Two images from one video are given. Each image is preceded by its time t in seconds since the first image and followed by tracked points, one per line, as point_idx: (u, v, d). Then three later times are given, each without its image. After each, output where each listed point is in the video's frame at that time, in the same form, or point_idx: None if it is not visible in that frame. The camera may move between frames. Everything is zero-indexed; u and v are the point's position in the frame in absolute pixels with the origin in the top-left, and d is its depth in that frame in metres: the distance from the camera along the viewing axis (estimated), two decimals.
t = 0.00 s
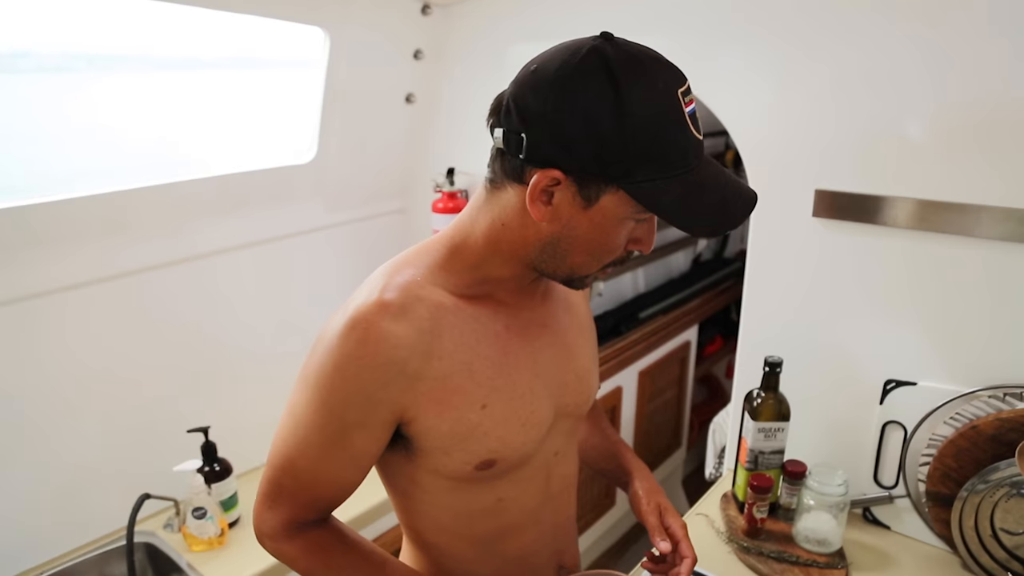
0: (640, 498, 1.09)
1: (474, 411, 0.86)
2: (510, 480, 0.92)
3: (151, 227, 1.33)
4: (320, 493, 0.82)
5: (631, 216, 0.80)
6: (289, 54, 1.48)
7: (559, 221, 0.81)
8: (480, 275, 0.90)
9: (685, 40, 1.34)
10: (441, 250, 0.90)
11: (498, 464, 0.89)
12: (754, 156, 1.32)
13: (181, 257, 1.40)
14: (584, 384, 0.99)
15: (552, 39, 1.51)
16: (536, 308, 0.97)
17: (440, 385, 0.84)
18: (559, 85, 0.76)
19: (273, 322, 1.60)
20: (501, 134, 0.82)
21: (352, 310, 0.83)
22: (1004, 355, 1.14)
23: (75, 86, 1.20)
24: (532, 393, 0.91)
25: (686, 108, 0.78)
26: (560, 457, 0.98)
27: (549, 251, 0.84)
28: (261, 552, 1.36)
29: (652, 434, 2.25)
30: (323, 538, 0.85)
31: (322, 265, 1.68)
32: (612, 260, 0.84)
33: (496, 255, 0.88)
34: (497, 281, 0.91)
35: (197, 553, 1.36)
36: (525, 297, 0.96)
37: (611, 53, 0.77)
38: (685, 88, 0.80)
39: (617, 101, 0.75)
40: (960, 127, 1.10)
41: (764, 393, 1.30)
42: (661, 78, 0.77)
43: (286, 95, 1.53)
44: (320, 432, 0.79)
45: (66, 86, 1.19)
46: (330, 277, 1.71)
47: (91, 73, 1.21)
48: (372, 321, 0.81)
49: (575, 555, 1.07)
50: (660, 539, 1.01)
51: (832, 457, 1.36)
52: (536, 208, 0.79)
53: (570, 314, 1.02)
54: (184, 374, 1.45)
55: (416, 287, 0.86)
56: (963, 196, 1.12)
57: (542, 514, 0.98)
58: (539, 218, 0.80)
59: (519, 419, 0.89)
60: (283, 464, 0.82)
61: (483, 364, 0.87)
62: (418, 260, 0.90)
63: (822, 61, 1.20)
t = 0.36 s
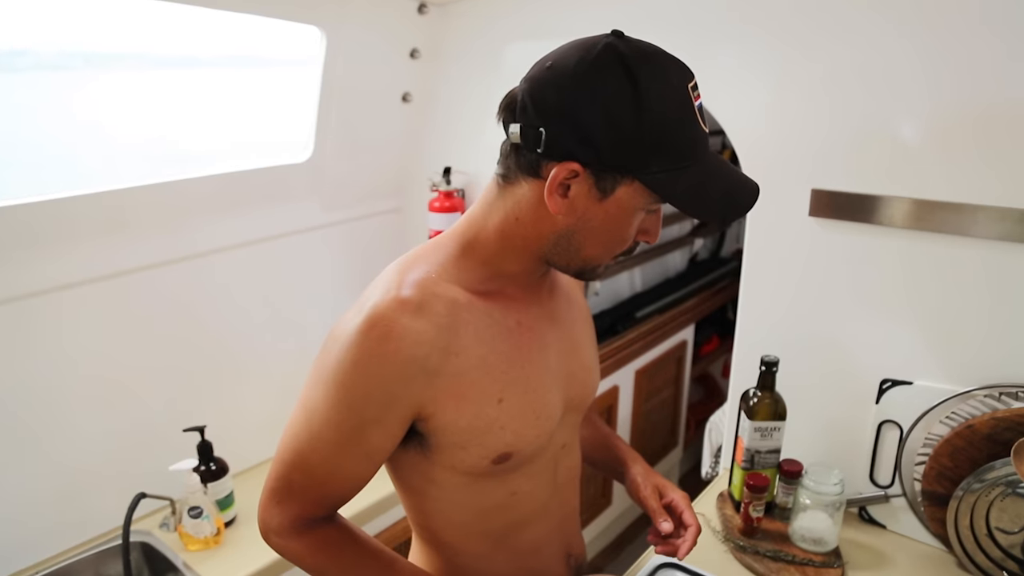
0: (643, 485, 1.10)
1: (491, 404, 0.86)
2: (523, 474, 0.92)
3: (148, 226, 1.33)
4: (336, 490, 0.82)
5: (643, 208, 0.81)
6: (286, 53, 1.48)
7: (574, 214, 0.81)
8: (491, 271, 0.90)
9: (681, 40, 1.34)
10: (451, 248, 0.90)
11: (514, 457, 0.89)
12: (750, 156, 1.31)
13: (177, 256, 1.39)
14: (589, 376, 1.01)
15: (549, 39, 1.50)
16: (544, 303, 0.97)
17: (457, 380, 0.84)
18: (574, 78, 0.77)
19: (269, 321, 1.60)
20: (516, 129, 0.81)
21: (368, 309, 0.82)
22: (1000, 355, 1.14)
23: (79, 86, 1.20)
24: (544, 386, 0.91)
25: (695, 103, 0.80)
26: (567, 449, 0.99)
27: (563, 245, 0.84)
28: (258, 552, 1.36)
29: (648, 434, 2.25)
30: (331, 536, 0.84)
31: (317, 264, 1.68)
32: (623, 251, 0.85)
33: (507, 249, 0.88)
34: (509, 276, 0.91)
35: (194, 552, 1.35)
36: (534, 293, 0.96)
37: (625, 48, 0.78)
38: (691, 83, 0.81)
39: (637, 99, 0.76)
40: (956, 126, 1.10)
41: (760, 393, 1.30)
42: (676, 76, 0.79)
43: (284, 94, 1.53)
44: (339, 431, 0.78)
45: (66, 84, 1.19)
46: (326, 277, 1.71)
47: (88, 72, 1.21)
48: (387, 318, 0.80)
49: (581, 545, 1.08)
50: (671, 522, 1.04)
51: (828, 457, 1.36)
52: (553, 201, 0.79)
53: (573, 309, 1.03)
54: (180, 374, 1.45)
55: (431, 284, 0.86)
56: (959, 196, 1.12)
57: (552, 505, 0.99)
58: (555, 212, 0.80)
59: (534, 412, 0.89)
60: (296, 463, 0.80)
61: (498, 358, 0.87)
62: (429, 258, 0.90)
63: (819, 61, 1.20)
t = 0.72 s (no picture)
0: (643, 493, 1.10)
1: (491, 399, 0.86)
2: (520, 471, 0.93)
3: (147, 225, 1.33)
4: (337, 483, 0.81)
5: (581, 147, 0.76)
6: (285, 52, 1.48)
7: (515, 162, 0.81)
8: (494, 264, 0.91)
9: (680, 39, 1.33)
10: (455, 240, 0.91)
11: (511, 452, 0.89)
12: (749, 154, 1.31)
13: (175, 253, 1.39)
14: (588, 375, 1.01)
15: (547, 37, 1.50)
16: (545, 299, 0.97)
17: (459, 373, 0.84)
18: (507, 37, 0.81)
19: (267, 320, 1.60)
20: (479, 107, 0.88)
21: (372, 296, 0.82)
22: (999, 353, 1.14)
23: (78, 85, 1.20)
24: (542, 382, 0.92)
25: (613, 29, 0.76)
26: (563, 447, 0.99)
27: (517, 202, 0.82)
28: (257, 550, 1.35)
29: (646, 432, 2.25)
30: (333, 530, 0.83)
31: (317, 262, 1.68)
32: (576, 208, 0.79)
33: (508, 241, 0.89)
34: (510, 269, 0.92)
35: (193, 550, 1.35)
36: (535, 287, 0.97)
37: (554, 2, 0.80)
38: (620, 19, 0.78)
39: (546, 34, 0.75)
40: (955, 124, 1.10)
41: (759, 391, 1.30)
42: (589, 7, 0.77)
43: (283, 93, 1.52)
44: (344, 420, 0.78)
45: (66, 83, 1.19)
46: (325, 275, 1.71)
47: (86, 71, 1.21)
48: (392, 307, 0.80)
49: (576, 543, 1.08)
50: (665, 531, 1.04)
51: (827, 455, 1.36)
52: (497, 149, 0.81)
53: (574, 307, 1.03)
54: (178, 372, 1.45)
55: (435, 274, 0.86)
56: (957, 194, 1.12)
57: (546, 503, 0.99)
58: (501, 159, 0.81)
59: (532, 408, 0.90)
60: (297, 453, 0.80)
61: (500, 352, 0.88)
62: (434, 248, 0.90)
63: (817, 60, 1.20)
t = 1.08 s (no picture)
0: (619, 518, 1.08)
1: (462, 395, 0.85)
2: (498, 471, 0.92)
3: (147, 223, 1.33)
4: (318, 473, 0.82)
5: (502, 115, 0.79)
6: (284, 51, 1.47)
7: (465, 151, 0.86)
8: (475, 260, 0.90)
9: (681, 36, 1.33)
10: (441, 235, 0.91)
11: (484, 451, 0.88)
12: (749, 152, 1.31)
13: (176, 252, 1.39)
14: (580, 381, 0.99)
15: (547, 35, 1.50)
16: (533, 297, 0.96)
17: (432, 366, 0.84)
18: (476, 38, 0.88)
19: (268, 318, 1.61)
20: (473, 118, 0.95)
21: (350, 285, 0.83)
22: (999, 351, 1.14)
23: (78, 85, 1.20)
24: (521, 382, 0.90)
25: None
26: (550, 451, 0.98)
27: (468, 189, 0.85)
28: (256, 548, 1.36)
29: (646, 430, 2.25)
30: (331, 522, 0.85)
31: (317, 260, 1.68)
32: (506, 178, 0.79)
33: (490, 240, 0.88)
34: (493, 266, 0.91)
35: (193, 548, 1.35)
36: (523, 285, 0.95)
37: None
38: None
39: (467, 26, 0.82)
40: (954, 123, 1.10)
41: (759, 389, 1.30)
42: None
43: (283, 92, 1.53)
44: (316, 406, 0.79)
45: (65, 82, 1.19)
46: (325, 273, 1.71)
47: (86, 70, 1.21)
48: (367, 297, 0.81)
49: (566, 550, 1.07)
50: (637, 547, 1.02)
51: (828, 453, 1.36)
52: (458, 147, 0.87)
53: (568, 308, 1.01)
54: (178, 371, 1.45)
55: (413, 268, 0.87)
56: (957, 192, 1.12)
57: (530, 508, 0.97)
58: (459, 155, 0.87)
59: (507, 409, 0.88)
60: (279, 438, 0.82)
61: (476, 349, 0.87)
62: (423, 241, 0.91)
63: (817, 58, 1.20)
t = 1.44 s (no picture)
0: (603, 523, 1.06)
1: (439, 393, 0.85)
2: (480, 471, 0.91)
3: (147, 222, 1.33)
4: (300, 469, 0.83)
5: (466, 113, 0.81)
6: (284, 51, 1.47)
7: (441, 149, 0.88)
8: (455, 259, 0.91)
9: (682, 34, 1.33)
10: (424, 234, 0.92)
11: (464, 449, 0.88)
12: (749, 150, 1.31)
13: (176, 251, 1.40)
14: (567, 382, 0.97)
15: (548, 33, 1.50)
16: (519, 296, 0.96)
17: (410, 363, 0.84)
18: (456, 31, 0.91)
19: (268, 316, 1.61)
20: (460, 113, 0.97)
21: (332, 284, 0.84)
22: (998, 349, 1.14)
23: (76, 86, 1.20)
24: (502, 382, 0.90)
25: None
26: (538, 452, 0.97)
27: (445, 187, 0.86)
28: (256, 546, 1.36)
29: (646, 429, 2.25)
30: (319, 518, 0.85)
31: (317, 258, 1.68)
32: (472, 175, 0.80)
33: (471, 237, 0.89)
34: (474, 264, 0.91)
35: (193, 547, 1.35)
36: (507, 283, 0.95)
37: None
38: None
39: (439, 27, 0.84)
40: (954, 121, 1.10)
41: (759, 388, 1.30)
42: None
43: (283, 92, 1.53)
44: (295, 402, 0.81)
45: (66, 84, 1.18)
46: (326, 271, 1.71)
47: (87, 72, 1.21)
48: (345, 295, 0.82)
49: (558, 552, 1.07)
50: (617, 548, 1.03)
51: (827, 451, 1.36)
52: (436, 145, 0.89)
53: (558, 308, 1.00)
54: (178, 369, 1.45)
55: (394, 267, 0.87)
56: (957, 190, 1.12)
57: (516, 508, 0.97)
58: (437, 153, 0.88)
59: (486, 408, 0.88)
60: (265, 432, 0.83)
61: (454, 347, 0.87)
62: (409, 241, 0.91)
63: (816, 56, 1.20)
